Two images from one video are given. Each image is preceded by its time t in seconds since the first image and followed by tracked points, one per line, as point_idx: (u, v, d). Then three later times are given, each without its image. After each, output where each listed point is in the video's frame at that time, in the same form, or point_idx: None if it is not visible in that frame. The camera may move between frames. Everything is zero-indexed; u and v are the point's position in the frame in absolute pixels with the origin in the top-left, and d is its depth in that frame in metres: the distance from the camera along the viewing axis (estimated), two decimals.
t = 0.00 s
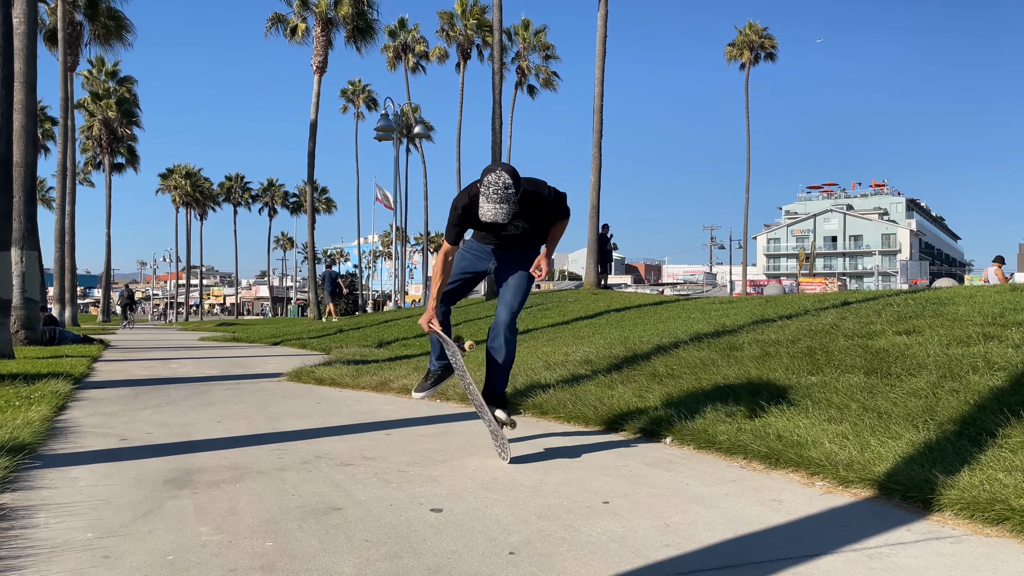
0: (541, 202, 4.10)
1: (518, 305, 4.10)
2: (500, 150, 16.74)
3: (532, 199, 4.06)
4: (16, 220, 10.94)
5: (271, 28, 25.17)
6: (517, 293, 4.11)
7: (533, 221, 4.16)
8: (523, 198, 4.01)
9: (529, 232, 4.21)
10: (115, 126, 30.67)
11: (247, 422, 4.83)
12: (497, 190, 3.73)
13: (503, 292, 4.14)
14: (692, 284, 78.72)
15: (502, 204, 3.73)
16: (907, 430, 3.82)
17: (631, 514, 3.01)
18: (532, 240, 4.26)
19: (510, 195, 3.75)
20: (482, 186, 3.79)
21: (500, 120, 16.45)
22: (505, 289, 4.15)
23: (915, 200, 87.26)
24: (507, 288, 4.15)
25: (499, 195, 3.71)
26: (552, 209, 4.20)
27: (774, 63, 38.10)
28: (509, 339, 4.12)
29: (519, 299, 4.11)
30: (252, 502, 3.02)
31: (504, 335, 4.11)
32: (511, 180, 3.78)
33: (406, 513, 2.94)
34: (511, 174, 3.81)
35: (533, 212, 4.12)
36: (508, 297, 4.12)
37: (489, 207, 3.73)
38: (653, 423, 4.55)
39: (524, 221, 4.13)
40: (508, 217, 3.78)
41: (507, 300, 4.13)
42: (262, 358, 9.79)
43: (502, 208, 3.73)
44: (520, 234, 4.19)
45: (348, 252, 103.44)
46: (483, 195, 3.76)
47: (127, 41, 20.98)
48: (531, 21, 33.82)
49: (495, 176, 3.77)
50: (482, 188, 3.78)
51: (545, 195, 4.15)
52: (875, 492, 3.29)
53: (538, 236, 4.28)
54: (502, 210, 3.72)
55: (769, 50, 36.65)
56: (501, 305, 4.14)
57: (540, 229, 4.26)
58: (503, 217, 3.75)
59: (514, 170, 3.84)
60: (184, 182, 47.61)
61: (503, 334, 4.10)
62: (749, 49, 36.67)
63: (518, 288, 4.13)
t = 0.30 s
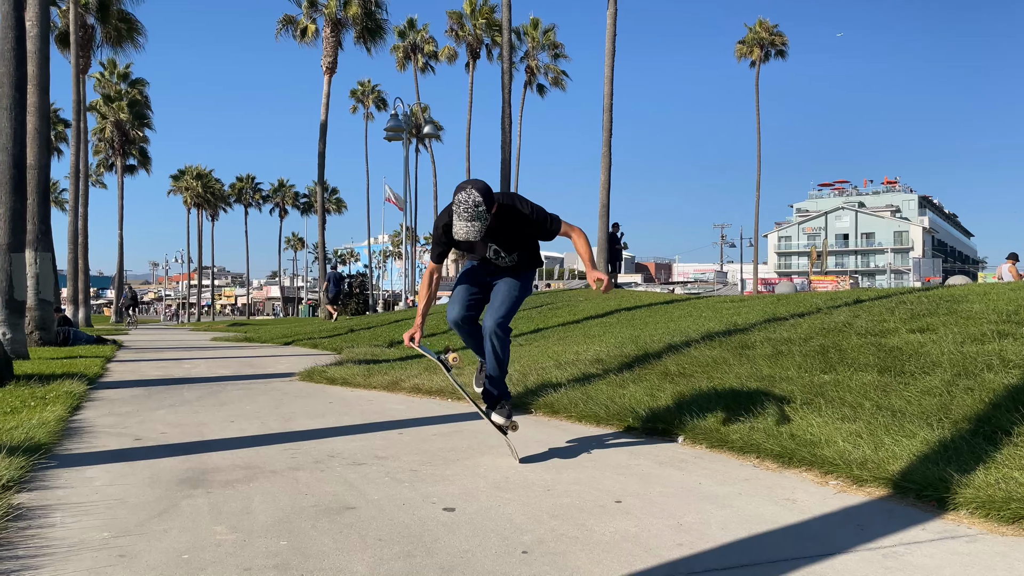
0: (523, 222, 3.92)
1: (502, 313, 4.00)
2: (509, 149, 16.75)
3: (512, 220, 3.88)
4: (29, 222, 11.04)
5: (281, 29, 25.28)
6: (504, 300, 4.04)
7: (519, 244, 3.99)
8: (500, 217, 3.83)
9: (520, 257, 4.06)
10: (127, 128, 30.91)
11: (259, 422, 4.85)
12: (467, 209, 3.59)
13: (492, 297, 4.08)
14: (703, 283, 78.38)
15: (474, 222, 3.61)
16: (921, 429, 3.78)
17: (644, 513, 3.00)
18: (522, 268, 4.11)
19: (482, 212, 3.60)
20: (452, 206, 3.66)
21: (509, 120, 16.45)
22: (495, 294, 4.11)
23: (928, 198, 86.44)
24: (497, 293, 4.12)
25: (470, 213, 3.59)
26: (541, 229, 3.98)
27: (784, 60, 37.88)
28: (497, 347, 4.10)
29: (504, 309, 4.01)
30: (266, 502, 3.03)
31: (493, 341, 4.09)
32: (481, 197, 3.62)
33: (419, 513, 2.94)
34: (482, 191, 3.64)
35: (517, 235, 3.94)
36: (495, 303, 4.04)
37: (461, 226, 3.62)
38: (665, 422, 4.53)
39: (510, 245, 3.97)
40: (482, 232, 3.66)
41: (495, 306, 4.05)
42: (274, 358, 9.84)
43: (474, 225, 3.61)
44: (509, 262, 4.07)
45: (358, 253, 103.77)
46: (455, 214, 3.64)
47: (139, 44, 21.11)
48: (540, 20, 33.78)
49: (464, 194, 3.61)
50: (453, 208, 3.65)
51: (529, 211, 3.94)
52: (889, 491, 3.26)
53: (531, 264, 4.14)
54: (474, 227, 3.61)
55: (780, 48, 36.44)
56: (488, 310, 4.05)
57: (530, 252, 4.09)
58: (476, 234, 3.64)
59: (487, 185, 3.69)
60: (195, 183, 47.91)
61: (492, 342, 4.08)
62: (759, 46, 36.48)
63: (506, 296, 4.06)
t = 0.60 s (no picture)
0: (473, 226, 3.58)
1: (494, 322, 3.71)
2: (519, 147, 16.75)
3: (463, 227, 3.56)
4: (45, 223, 11.14)
5: (292, 30, 25.39)
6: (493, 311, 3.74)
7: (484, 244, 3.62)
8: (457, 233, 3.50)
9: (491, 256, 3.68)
10: (140, 129, 31.16)
11: (273, 421, 4.87)
12: (415, 234, 3.30)
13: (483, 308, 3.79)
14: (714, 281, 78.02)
15: (424, 246, 3.31)
16: (937, 426, 3.74)
17: (659, 512, 2.98)
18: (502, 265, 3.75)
19: (430, 234, 3.30)
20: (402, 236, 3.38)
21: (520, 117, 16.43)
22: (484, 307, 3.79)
23: (942, 194, 85.59)
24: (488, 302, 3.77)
25: (417, 238, 3.29)
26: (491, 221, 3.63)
27: (796, 56, 37.62)
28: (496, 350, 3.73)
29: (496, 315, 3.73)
30: (281, 500, 3.04)
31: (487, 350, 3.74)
32: (427, 219, 3.32)
33: (434, 511, 2.94)
34: (428, 213, 3.34)
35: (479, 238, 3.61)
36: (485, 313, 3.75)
37: (412, 252, 3.35)
38: (678, 420, 4.50)
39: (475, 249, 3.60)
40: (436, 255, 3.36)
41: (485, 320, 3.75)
42: (287, 357, 9.90)
43: (425, 249, 3.32)
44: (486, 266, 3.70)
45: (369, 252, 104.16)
46: (405, 245, 3.37)
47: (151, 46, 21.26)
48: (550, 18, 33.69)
49: (409, 221, 3.33)
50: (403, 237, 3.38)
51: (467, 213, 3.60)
52: (906, 489, 3.22)
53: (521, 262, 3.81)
54: (424, 252, 3.31)
55: (791, 43, 36.17)
56: (482, 320, 3.77)
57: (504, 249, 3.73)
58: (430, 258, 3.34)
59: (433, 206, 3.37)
60: (207, 183, 48.24)
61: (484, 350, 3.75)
62: (771, 42, 36.26)
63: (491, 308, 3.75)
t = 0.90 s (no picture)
0: (462, 213, 3.59)
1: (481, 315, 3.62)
2: (533, 145, 16.73)
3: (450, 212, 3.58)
4: (64, 223, 11.27)
5: (305, 30, 25.51)
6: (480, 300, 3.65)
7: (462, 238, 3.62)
8: (442, 213, 3.56)
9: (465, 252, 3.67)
10: (156, 129, 31.41)
11: (291, 418, 4.91)
12: (401, 212, 3.42)
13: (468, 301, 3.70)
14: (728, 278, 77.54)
15: (410, 225, 3.44)
16: (958, 424, 3.69)
17: (677, 509, 2.97)
18: (479, 266, 3.70)
19: (416, 213, 3.41)
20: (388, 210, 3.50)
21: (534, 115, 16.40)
22: (471, 296, 3.73)
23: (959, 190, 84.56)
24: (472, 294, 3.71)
25: (403, 216, 3.42)
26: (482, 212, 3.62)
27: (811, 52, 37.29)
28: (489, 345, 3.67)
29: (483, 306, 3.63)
30: (300, 497, 3.07)
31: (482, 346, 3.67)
32: (415, 198, 3.41)
33: (452, 508, 2.95)
34: (416, 192, 3.43)
35: (460, 230, 3.61)
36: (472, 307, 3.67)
37: (398, 230, 3.47)
38: (695, 418, 4.49)
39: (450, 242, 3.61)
40: (423, 234, 3.48)
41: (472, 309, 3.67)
42: (303, 355, 9.96)
43: (412, 227, 3.44)
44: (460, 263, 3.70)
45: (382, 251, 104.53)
46: (392, 219, 3.49)
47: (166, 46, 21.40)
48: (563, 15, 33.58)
49: (396, 197, 3.44)
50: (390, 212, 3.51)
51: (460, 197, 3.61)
52: (927, 487, 3.19)
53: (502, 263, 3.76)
54: (411, 230, 3.43)
55: (806, 39, 35.83)
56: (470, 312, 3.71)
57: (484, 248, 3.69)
58: (416, 236, 3.46)
59: (422, 185, 3.45)
60: (222, 182, 48.58)
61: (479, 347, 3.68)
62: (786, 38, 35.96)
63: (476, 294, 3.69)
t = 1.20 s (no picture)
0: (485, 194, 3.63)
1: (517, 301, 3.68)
2: (551, 144, 16.73)
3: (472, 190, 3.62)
4: (89, 222, 11.47)
5: (325, 29, 25.69)
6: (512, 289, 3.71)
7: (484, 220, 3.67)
8: (464, 192, 3.61)
9: (487, 235, 3.69)
10: (178, 130, 31.80)
11: (313, 416, 4.96)
12: (423, 188, 3.50)
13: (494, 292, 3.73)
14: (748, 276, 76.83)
15: (432, 201, 3.51)
16: (986, 424, 3.63)
17: (700, 509, 2.96)
18: (500, 249, 3.70)
19: (438, 189, 3.51)
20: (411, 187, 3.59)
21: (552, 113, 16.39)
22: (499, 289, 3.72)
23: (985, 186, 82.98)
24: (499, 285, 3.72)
25: (426, 192, 3.50)
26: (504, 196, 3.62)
27: (833, 46, 36.78)
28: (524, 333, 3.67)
29: (517, 294, 3.70)
30: (324, 494, 3.10)
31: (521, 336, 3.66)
32: (437, 174, 3.50)
33: (475, 506, 2.97)
34: (438, 168, 3.51)
35: (482, 211, 3.65)
36: (503, 296, 3.70)
37: (420, 207, 3.55)
38: (718, 417, 4.46)
39: (472, 222, 3.65)
40: (445, 211, 3.55)
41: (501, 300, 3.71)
42: (324, 353, 10.04)
43: (434, 204, 3.52)
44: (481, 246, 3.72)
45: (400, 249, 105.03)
46: (415, 197, 3.58)
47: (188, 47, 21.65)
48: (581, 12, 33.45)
49: (418, 173, 3.54)
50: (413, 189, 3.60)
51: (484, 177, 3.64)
52: (954, 487, 3.14)
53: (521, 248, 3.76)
54: (432, 207, 3.51)
55: (828, 34, 35.36)
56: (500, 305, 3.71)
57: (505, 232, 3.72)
58: (437, 214, 3.54)
59: (444, 161, 3.52)
60: (243, 182, 49.09)
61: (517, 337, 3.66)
62: (807, 33, 35.53)
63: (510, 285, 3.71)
